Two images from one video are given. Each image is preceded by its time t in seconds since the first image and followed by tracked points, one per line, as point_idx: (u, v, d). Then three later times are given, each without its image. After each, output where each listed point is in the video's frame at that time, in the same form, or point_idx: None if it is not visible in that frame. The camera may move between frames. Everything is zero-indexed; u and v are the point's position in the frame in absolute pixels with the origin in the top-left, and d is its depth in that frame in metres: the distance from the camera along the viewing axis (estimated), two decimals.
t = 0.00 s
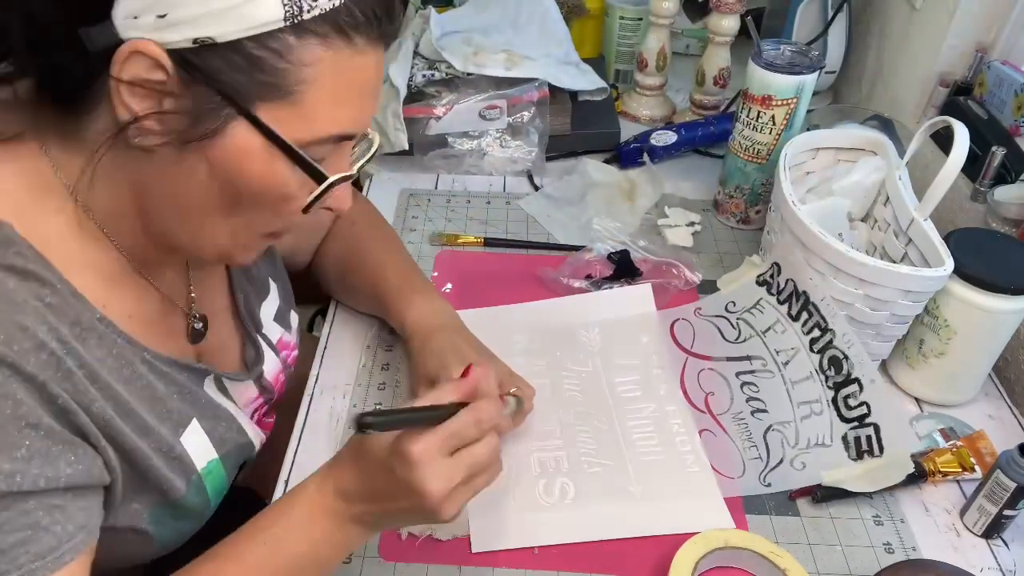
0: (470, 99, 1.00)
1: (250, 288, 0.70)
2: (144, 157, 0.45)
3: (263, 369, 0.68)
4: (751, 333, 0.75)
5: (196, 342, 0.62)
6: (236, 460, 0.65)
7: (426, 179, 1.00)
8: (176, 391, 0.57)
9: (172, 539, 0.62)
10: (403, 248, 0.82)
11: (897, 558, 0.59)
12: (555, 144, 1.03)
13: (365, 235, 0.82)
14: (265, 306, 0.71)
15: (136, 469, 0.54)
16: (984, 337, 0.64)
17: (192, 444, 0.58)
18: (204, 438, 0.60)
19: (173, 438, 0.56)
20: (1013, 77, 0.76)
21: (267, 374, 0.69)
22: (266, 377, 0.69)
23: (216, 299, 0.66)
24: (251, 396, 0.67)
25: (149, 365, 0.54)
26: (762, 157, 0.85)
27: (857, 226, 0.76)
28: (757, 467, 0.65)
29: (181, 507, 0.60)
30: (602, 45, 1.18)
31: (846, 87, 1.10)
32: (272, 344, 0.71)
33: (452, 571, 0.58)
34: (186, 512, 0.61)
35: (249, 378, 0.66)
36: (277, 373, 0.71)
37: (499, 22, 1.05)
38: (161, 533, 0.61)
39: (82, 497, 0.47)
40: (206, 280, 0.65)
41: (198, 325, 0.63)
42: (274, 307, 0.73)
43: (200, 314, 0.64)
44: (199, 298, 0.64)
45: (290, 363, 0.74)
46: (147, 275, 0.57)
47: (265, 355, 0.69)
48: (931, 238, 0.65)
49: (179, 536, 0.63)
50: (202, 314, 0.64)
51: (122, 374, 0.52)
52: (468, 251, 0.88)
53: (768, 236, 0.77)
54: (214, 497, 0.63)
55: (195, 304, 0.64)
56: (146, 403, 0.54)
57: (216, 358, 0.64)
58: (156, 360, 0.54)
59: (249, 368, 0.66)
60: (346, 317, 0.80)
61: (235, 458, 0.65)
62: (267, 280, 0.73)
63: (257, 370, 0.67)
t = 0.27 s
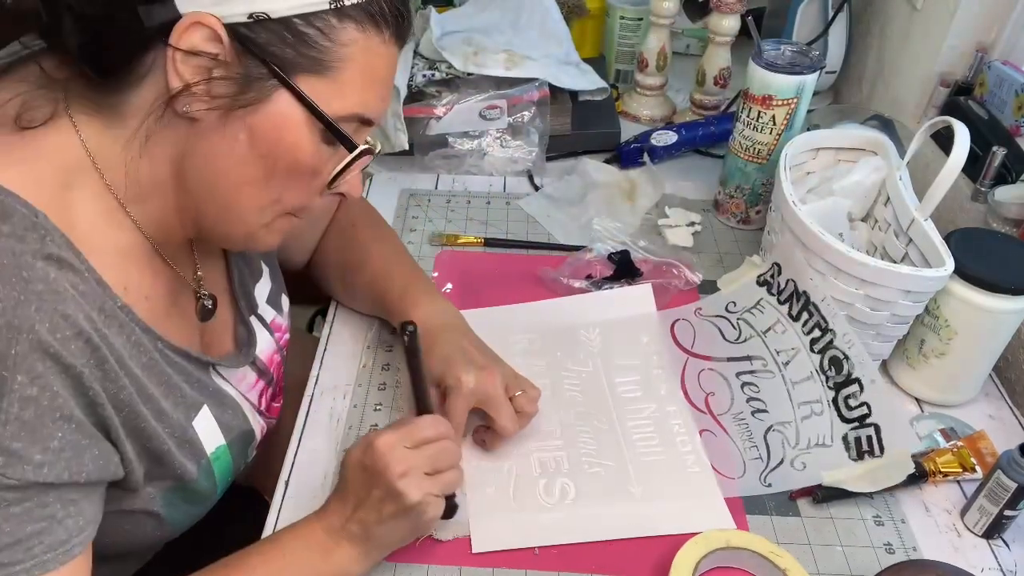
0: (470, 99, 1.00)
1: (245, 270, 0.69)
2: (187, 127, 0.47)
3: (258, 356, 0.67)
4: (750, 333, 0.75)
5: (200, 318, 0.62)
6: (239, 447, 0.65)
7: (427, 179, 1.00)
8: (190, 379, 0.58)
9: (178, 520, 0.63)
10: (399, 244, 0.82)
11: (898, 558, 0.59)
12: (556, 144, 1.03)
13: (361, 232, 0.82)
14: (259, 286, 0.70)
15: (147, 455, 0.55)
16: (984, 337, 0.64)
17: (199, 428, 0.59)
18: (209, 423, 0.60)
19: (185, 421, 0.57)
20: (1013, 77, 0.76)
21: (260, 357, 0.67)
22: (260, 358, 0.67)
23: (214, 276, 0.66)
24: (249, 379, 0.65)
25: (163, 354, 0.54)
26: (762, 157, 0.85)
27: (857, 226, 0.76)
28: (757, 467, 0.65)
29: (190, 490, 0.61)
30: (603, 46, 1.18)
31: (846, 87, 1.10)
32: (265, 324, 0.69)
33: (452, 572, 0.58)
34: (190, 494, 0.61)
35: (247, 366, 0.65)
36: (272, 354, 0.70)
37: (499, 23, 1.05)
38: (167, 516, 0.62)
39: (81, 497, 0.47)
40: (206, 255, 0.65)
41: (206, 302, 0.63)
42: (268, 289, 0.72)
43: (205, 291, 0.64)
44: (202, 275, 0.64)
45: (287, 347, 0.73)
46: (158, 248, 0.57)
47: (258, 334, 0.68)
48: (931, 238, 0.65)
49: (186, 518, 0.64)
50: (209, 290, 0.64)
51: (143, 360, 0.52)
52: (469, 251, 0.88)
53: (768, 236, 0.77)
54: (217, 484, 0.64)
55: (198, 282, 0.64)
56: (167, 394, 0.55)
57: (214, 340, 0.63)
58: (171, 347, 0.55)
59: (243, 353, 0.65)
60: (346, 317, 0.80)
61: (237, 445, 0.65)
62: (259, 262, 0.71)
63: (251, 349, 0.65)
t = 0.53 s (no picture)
0: (470, 99, 1.00)
1: (174, 254, 0.67)
2: (55, 111, 0.44)
3: (191, 344, 0.65)
4: (749, 333, 0.75)
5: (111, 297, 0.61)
6: (176, 439, 0.62)
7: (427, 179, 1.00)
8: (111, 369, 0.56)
9: (126, 521, 0.61)
10: (443, 151, 0.86)
11: (898, 558, 0.59)
12: (555, 144, 1.03)
13: (374, 169, 0.84)
14: (192, 277, 0.68)
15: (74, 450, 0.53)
16: (984, 337, 0.64)
17: (112, 421, 0.56)
18: (127, 414, 0.57)
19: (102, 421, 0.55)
20: (1013, 78, 0.76)
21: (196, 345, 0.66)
22: (196, 348, 0.66)
23: (131, 250, 0.64)
24: (179, 371, 0.64)
25: (57, 340, 0.53)
26: (762, 158, 0.85)
27: (857, 226, 0.76)
28: (757, 467, 0.66)
29: (119, 489, 0.58)
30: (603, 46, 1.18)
31: (846, 87, 1.10)
32: (202, 314, 0.68)
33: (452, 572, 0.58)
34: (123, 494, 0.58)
35: (173, 352, 0.63)
36: (214, 344, 0.68)
37: (499, 24, 1.05)
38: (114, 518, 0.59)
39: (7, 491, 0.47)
40: (115, 229, 0.63)
41: (115, 279, 0.61)
42: (205, 277, 0.69)
43: (119, 270, 0.62)
44: (112, 247, 0.62)
45: (232, 333, 0.71)
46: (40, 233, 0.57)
47: (193, 322, 0.66)
48: (931, 238, 0.65)
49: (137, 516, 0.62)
50: (122, 267, 0.62)
51: (21, 350, 0.50)
52: (469, 251, 0.88)
53: (768, 236, 0.77)
54: (158, 478, 0.61)
55: (109, 257, 0.62)
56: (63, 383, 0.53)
57: (137, 323, 0.62)
58: (70, 333, 0.54)
59: (180, 343, 0.64)
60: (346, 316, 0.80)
61: (175, 436, 0.63)
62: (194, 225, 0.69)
63: (182, 338, 0.64)
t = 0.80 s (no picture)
0: (470, 100, 1.01)
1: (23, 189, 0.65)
2: None
3: (63, 246, 0.65)
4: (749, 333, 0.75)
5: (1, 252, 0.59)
6: (114, 367, 0.62)
7: (426, 179, 1.00)
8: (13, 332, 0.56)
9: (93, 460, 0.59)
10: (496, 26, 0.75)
11: (897, 558, 0.59)
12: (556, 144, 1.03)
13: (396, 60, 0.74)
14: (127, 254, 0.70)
15: (5, 408, 0.53)
16: (983, 337, 0.64)
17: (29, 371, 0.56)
18: (40, 362, 0.57)
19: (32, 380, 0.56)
20: (1012, 78, 0.76)
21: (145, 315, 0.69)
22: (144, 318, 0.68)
23: None
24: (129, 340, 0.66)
25: None
26: (762, 158, 0.85)
27: (856, 226, 0.76)
28: (756, 467, 0.66)
29: (63, 429, 0.56)
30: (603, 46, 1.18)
31: (846, 87, 1.10)
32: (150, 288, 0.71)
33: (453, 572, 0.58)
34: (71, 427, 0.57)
35: (59, 276, 0.63)
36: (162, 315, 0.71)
37: (499, 25, 1.06)
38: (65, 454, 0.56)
39: None
40: None
41: None
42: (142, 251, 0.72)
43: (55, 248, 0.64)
44: None
45: (102, 232, 0.70)
46: None
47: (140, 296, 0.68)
48: (931, 238, 0.65)
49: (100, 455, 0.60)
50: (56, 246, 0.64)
51: None
52: (469, 251, 0.88)
53: (768, 236, 0.77)
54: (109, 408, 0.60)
55: None
56: None
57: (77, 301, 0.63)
58: None
59: (47, 257, 0.62)
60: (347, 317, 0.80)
61: (114, 368, 0.63)
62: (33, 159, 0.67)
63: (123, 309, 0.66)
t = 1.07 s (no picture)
0: (470, 102, 1.01)
1: (123, 168, 0.71)
2: None
3: (149, 249, 0.69)
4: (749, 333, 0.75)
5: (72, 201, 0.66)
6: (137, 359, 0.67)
7: (426, 179, 1.00)
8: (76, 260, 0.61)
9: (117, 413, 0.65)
10: None
11: (897, 558, 0.59)
12: (555, 144, 1.03)
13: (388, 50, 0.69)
14: (146, 187, 0.73)
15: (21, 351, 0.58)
16: (983, 337, 0.64)
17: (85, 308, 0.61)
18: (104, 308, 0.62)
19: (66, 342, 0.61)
20: (1012, 78, 0.76)
21: (151, 252, 0.70)
22: (151, 254, 0.70)
23: (83, 159, 0.69)
24: (145, 277, 0.68)
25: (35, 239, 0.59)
26: (762, 158, 0.85)
27: (856, 226, 0.76)
28: (756, 467, 0.66)
29: (102, 369, 0.62)
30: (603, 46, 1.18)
31: (846, 87, 1.10)
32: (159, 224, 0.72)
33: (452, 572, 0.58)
34: (112, 376, 0.63)
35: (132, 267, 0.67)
36: (170, 253, 0.72)
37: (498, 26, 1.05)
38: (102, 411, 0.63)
39: None
40: (75, 144, 0.69)
41: (75, 189, 0.67)
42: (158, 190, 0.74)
43: (76, 173, 0.68)
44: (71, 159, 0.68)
45: (193, 246, 0.75)
46: None
47: (146, 229, 0.70)
48: (931, 238, 0.65)
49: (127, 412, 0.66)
50: (81, 176, 0.68)
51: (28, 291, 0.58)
52: (469, 251, 0.88)
53: (768, 236, 0.77)
54: (144, 367, 0.65)
55: (67, 167, 0.68)
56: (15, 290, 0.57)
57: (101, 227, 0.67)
58: (35, 224, 0.59)
59: (136, 245, 0.68)
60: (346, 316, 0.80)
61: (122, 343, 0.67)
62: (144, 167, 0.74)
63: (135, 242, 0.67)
